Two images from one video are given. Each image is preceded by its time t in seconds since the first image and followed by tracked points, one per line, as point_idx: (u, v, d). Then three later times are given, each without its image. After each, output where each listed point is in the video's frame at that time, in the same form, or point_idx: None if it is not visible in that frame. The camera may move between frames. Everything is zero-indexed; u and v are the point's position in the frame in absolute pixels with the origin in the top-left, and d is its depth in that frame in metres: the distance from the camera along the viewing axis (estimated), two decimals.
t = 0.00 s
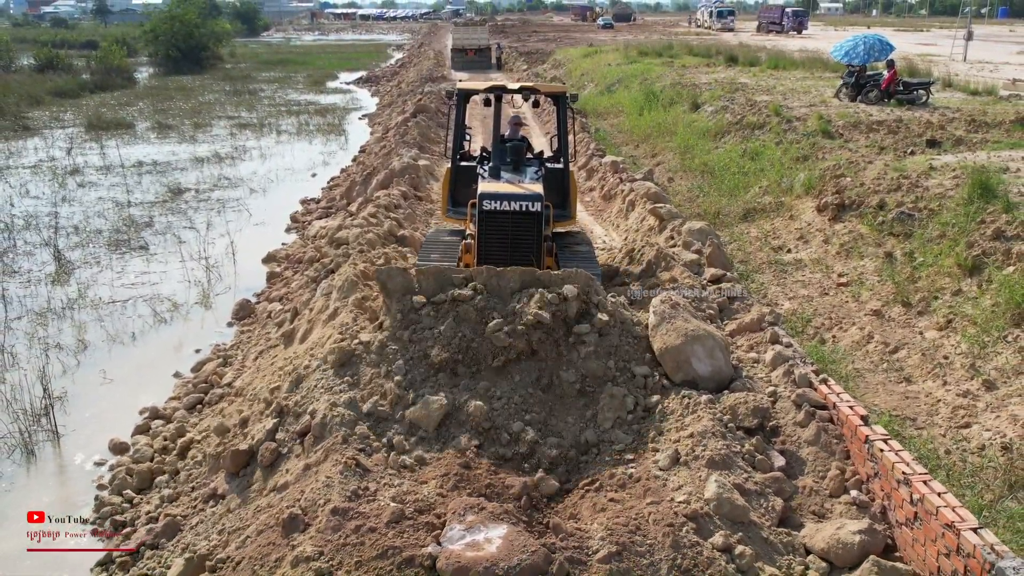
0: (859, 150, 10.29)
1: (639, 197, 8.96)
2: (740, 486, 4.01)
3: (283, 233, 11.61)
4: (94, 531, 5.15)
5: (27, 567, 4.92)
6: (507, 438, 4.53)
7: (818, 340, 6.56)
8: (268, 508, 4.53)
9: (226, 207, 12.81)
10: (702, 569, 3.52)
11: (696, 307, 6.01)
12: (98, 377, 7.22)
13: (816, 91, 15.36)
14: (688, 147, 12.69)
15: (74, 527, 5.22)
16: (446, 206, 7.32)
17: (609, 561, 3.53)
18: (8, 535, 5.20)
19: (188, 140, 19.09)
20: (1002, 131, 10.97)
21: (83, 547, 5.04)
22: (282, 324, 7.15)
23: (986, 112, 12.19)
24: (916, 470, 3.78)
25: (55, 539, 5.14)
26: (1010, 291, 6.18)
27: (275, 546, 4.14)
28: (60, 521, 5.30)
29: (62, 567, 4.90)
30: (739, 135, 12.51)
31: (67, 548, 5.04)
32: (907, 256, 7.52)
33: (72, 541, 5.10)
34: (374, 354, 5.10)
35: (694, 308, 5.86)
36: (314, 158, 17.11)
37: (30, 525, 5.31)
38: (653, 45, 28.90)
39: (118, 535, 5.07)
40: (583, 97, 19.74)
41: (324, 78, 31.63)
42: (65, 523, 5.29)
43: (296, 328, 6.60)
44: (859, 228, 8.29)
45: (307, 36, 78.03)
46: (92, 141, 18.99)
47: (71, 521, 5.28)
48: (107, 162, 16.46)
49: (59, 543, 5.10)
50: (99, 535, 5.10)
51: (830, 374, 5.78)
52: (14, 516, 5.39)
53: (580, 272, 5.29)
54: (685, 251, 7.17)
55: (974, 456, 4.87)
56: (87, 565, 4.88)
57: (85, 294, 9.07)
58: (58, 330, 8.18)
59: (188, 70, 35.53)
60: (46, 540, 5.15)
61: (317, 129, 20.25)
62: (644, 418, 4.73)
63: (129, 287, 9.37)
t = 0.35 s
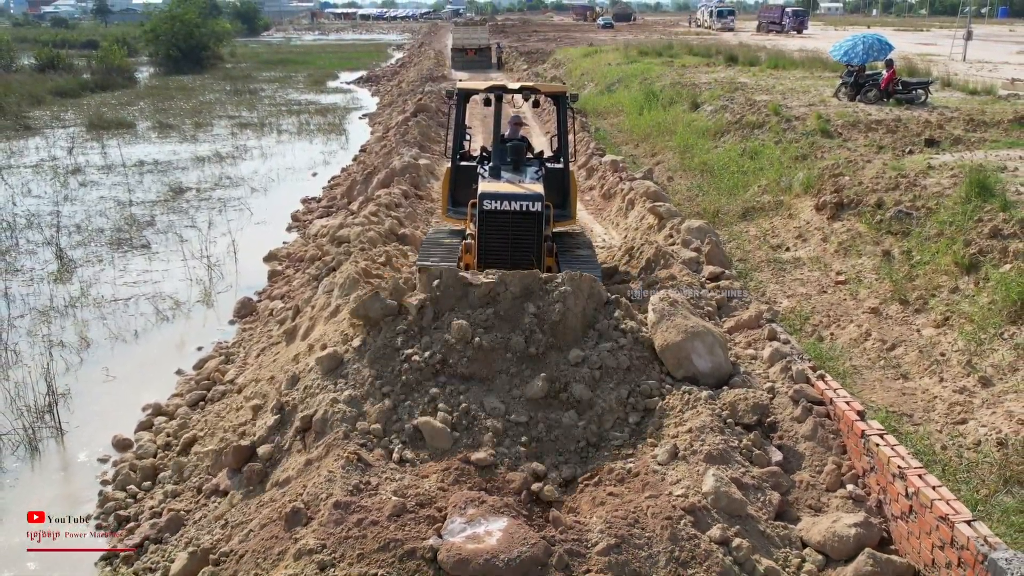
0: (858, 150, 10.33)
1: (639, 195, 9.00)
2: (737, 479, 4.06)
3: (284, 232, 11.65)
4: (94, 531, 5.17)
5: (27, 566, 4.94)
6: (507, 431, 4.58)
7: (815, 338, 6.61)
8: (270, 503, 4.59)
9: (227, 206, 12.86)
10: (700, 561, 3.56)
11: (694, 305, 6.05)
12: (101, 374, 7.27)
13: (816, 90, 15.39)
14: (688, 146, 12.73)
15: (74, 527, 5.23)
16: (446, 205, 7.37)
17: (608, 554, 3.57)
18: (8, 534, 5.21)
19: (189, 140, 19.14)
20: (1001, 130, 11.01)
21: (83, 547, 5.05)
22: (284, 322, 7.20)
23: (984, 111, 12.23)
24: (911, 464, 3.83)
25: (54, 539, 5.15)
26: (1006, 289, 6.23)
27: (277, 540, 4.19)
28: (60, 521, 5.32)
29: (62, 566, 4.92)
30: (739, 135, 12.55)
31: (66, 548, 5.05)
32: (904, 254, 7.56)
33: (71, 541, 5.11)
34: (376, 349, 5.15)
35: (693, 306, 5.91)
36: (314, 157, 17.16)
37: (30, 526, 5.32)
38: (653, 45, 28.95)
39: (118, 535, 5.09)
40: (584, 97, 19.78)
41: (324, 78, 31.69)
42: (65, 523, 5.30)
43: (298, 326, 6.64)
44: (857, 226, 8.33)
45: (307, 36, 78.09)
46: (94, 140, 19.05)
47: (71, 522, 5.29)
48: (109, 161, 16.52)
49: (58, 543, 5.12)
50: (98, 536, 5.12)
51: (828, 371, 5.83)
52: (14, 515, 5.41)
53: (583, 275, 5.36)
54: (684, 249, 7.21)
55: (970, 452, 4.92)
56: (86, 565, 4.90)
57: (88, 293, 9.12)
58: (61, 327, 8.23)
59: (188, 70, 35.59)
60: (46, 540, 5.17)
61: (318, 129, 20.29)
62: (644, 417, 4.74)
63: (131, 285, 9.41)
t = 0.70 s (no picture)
0: (856, 149, 10.40)
1: (638, 194, 9.07)
2: (733, 472, 4.12)
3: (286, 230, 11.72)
4: (94, 531, 5.18)
5: (27, 566, 4.94)
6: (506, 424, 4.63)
7: (812, 334, 6.68)
8: (273, 497, 4.65)
9: (228, 205, 12.92)
10: (696, 552, 3.62)
11: (692, 303, 6.11)
12: (105, 371, 7.33)
13: (815, 90, 15.46)
14: (687, 145, 12.80)
15: (74, 527, 5.23)
16: (446, 204, 7.44)
17: (607, 545, 3.63)
18: (9, 533, 5.22)
19: (190, 139, 19.21)
20: (998, 130, 11.08)
21: (84, 547, 5.07)
22: (286, 319, 7.26)
23: (982, 111, 12.30)
24: (904, 457, 3.89)
25: (55, 539, 5.16)
26: (1002, 287, 6.29)
27: (280, 532, 4.25)
28: (61, 521, 5.32)
29: (64, 566, 4.93)
30: (738, 134, 12.62)
31: (66, 549, 5.06)
32: (901, 252, 7.62)
33: (71, 541, 5.12)
34: (377, 345, 5.22)
35: (691, 303, 5.98)
36: (315, 157, 17.23)
37: (30, 526, 5.32)
38: (653, 45, 29.05)
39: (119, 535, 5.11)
40: (584, 96, 19.84)
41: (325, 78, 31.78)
42: (65, 524, 5.30)
43: (299, 323, 6.70)
44: (855, 224, 8.39)
45: (308, 35, 78.14)
46: (96, 139, 19.14)
47: (71, 522, 5.30)
48: (111, 161, 16.60)
49: (59, 543, 5.12)
50: (99, 536, 5.13)
51: (824, 367, 5.90)
52: (15, 515, 5.41)
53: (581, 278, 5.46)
54: (682, 247, 7.28)
55: (963, 447, 4.98)
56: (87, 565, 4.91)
57: (90, 291, 9.18)
58: (64, 325, 8.29)
59: (189, 70, 35.68)
60: (46, 540, 5.17)
61: (318, 128, 20.34)
62: (644, 416, 4.76)
63: (134, 283, 9.48)
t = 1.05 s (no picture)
0: (853, 148, 10.47)
1: (637, 193, 9.14)
2: (729, 464, 4.19)
3: (287, 229, 11.79)
4: (94, 531, 5.20)
5: (27, 566, 4.95)
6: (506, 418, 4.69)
7: (809, 331, 6.75)
8: (277, 490, 4.72)
9: (230, 204, 12.99)
10: (692, 542, 3.69)
11: (690, 300, 6.18)
12: (108, 369, 7.40)
13: (813, 89, 15.53)
14: (686, 144, 12.86)
15: (74, 528, 5.24)
16: (446, 204, 7.51)
17: (604, 535, 3.69)
18: (9, 533, 5.23)
19: (191, 139, 19.28)
20: (995, 129, 11.14)
21: (83, 547, 5.08)
22: (288, 317, 7.34)
23: (980, 110, 12.36)
24: (897, 450, 3.95)
25: (54, 539, 5.17)
26: (996, 284, 6.36)
27: (284, 524, 4.33)
28: (60, 521, 5.33)
29: (64, 565, 4.95)
30: (736, 133, 12.68)
31: (66, 549, 5.07)
32: (898, 250, 7.68)
33: (71, 541, 5.13)
34: (378, 340, 5.29)
35: (688, 300, 6.05)
36: (316, 156, 17.29)
37: (30, 526, 5.33)
38: (653, 45, 29.12)
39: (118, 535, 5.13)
40: (584, 95, 19.90)
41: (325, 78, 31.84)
42: (65, 524, 5.31)
43: (301, 320, 6.77)
44: (852, 223, 8.46)
45: (308, 35, 78.28)
46: (97, 139, 19.22)
47: (71, 521, 5.31)
48: (112, 160, 16.68)
49: (59, 543, 5.14)
50: (98, 536, 5.14)
51: (820, 363, 5.97)
52: (15, 515, 5.42)
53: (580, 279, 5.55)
54: (681, 245, 7.35)
55: (957, 441, 5.05)
56: (88, 565, 4.92)
57: (93, 289, 9.25)
58: (68, 322, 8.36)
59: (190, 70, 35.76)
60: (45, 540, 5.18)
61: (319, 128, 20.41)
62: (643, 409, 4.82)
63: (136, 282, 9.54)
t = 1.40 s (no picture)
0: (851, 147, 10.54)
1: (636, 191, 9.22)
2: (724, 456, 4.28)
3: (289, 227, 11.86)
4: (94, 531, 5.21)
5: (27, 566, 4.97)
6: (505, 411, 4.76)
7: (806, 328, 6.82)
8: (281, 482, 4.81)
9: (232, 203, 13.07)
10: (688, 532, 3.76)
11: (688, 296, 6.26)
12: (113, 365, 7.47)
13: (812, 88, 15.60)
14: (686, 143, 12.94)
15: (74, 528, 5.25)
16: (447, 202, 7.59)
17: (602, 524, 3.77)
18: (9, 534, 5.25)
19: (192, 138, 19.36)
20: (992, 128, 11.22)
21: (83, 547, 5.09)
22: (290, 313, 7.41)
23: (977, 109, 12.44)
24: (890, 441, 4.02)
25: (54, 539, 5.19)
26: (991, 281, 6.43)
27: (288, 515, 4.41)
28: (61, 521, 5.34)
29: (64, 565, 4.96)
30: (735, 132, 12.75)
31: (66, 550, 5.08)
32: (894, 248, 7.75)
33: (71, 541, 5.15)
34: (380, 334, 5.38)
35: (686, 296, 6.14)
36: (317, 155, 17.37)
37: (30, 526, 5.33)
38: (653, 44, 29.20)
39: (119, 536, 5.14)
40: (583, 95, 19.98)
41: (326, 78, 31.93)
42: (65, 524, 5.31)
43: (304, 316, 6.85)
44: (849, 221, 8.54)
45: (308, 34, 78.40)
46: (99, 139, 19.31)
47: (71, 521, 5.31)
48: (114, 159, 16.75)
49: (59, 543, 5.14)
50: (99, 537, 5.15)
51: (817, 358, 6.04)
52: (17, 513, 5.45)
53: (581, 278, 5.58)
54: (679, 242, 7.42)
55: (950, 435, 5.12)
56: (87, 566, 4.93)
57: (97, 287, 9.33)
58: (72, 319, 8.44)
59: (190, 69, 35.85)
60: (46, 540, 5.20)
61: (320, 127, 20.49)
62: (642, 402, 4.89)
63: (139, 279, 9.62)
